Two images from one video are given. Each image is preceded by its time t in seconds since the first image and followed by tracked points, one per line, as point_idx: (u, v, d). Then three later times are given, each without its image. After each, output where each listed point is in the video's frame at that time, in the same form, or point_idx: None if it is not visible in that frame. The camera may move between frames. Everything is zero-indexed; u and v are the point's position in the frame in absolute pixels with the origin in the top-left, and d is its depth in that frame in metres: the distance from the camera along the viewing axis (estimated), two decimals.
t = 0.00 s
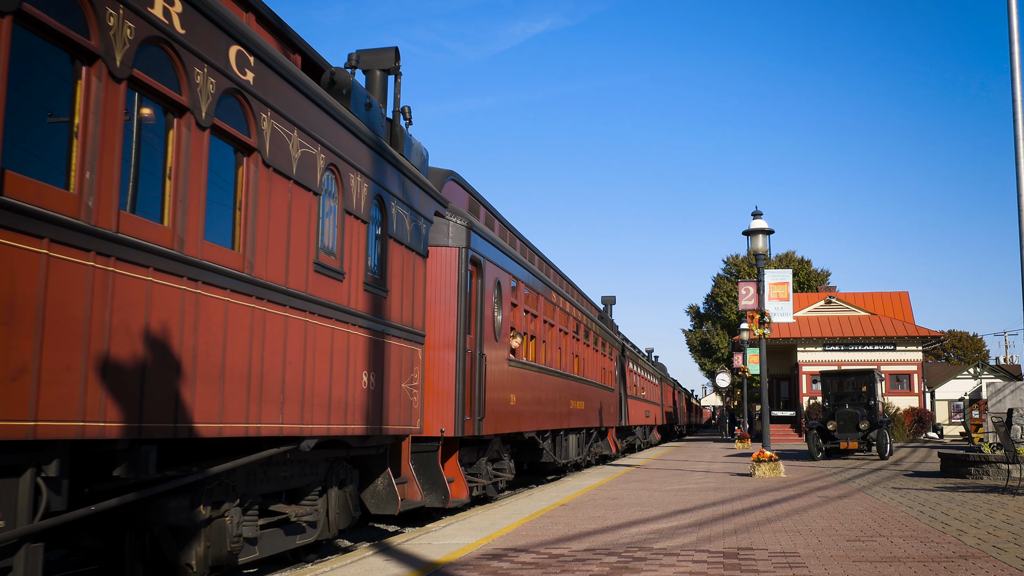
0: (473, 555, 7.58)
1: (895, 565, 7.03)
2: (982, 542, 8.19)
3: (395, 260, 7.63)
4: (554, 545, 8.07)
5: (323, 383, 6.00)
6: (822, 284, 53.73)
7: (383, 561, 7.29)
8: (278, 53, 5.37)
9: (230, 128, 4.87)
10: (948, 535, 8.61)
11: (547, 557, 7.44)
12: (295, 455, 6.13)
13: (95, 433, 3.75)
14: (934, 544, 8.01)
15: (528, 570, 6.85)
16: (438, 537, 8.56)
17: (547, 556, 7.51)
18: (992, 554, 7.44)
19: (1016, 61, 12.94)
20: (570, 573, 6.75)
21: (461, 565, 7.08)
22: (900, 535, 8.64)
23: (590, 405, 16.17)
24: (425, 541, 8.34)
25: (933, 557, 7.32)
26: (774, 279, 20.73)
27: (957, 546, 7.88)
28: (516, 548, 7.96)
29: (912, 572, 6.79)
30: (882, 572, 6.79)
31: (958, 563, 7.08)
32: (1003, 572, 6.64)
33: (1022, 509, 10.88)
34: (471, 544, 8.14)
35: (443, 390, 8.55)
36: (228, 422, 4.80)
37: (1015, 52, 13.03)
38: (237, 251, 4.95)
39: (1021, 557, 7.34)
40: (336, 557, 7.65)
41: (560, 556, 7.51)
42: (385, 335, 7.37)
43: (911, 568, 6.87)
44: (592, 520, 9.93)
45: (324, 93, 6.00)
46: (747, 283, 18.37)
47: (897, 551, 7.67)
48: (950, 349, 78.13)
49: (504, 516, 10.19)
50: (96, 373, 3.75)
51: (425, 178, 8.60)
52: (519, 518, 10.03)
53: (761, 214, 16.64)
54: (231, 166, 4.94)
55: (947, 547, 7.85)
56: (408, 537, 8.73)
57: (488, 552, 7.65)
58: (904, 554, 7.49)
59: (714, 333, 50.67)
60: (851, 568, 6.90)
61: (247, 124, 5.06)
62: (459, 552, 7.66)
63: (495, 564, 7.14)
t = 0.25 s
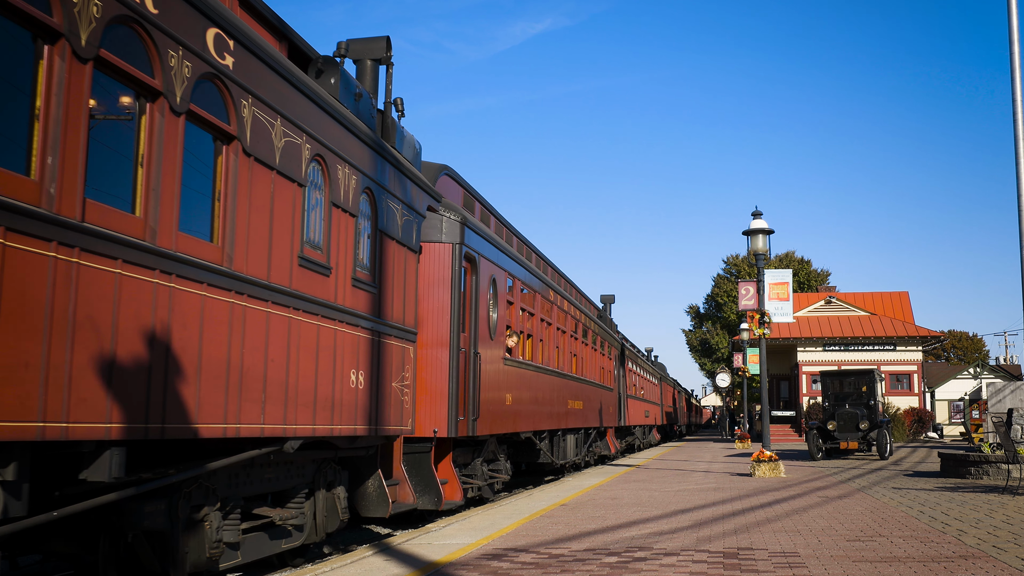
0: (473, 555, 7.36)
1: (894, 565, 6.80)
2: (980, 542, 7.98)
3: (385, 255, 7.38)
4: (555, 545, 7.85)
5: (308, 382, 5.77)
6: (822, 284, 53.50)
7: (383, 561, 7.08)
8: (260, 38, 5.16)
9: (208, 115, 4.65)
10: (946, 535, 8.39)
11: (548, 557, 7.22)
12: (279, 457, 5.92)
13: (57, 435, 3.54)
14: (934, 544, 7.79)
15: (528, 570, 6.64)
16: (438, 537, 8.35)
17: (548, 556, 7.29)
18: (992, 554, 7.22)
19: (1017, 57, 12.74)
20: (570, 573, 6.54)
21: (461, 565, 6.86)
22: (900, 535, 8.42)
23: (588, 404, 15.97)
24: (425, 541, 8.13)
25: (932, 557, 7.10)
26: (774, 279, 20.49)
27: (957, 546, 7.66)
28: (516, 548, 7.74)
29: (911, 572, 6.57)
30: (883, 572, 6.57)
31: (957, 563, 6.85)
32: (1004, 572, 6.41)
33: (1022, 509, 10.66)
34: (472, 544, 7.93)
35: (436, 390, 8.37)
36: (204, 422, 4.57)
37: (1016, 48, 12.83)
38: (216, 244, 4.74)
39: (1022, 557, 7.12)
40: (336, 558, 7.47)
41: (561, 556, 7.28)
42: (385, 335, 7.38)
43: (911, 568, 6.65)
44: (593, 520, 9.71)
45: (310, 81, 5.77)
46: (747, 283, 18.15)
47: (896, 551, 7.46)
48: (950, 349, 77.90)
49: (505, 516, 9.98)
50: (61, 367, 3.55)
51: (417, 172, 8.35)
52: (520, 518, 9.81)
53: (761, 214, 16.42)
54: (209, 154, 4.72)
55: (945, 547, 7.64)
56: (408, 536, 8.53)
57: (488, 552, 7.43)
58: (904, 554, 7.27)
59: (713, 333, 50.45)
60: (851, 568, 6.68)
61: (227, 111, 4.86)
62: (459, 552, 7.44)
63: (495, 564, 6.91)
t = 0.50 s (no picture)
0: (474, 555, 7.14)
1: (894, 565, 6.58)
2: (981, 542, 7.76)
3: (376, 250, 7.16)
4: (555, 545, 7.64)
5: (292, 380, 5.54)
6: (822, 284, 53.28)
7: (383, 561, 6.87)
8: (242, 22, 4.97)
9: (183, 101, 4.45)
10: (946, 535, 8.18)
11: (548, 557, 7.01)
12: (263, 458, 5.71)
13: (12, 436, 3.32)
14: (934, 544, 7.58)
15: (528, 570, 6.43)
16: (438, 537, 8.14)
17: (548, 556, 7.08)
18: (993, 554, 7.01)
19: (1018, 53, 12.53)
20: (570, 574, 6.33)
21: (460, 565, 6.63)
22: (899, 536, 8.21)
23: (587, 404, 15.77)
24: (425, 541, 7.91)
25: (932, 558, 6.88)
26: (774, 279, 20.27)
27: (956, 546, 7.45)
28: (516, 548, 7.53)
29: (912, 573, 6.35)
30: (883, 573, 6.35)
31: (960, 563, 6.63)
32: (1008, 573, 6.19)
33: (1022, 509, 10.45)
34: (472, 544, 7.71)
35: (429, 389, 8.18)
36: (179, 422, 4.34)
37: (1018, 43, 12.62)
38: (193, 235, 4.53)
39: None
40: (334, 559, 7.25)
41: (560, 556, 7.07)
42: (382, 334, 7.26)
43: (911, 568, 6.44)
44: (593, 520, 9.50)
45: (294, 68, 5.58)
46: (747, 283, 17.94)
47: (896, 551, 7.24)
48: (950, 349, 77.78)
49: (505, 516, 9.77)
50: (17, 364, 3.32)
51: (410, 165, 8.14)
52: (520, 518, 9.60)
53: (761, 212, 16.21)
54: (185, 141, 4.52)
55: (946, 547, 7.42)
56: (407, 536, 8.31)
57: (488, 552, 7.22)
58: (903, 554, 7.06)
59: (713, 333, 50.23)
60: (851, 569, 6.46)
61: (204, 98, 4.66)
62: (460, 552, 7.23)
63: (495, 564, 6.69)
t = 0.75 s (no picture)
0: (473, 555, 7.18)
1: (894, 565, 6.63)
2: (981, 542, 7.80)
3: (364, 243, 7.10)
4: (555, 545, 7.68)
5: (273, 377, 5.42)
6: (822, 284, 53.35)
7: (383, 561, 6.90)
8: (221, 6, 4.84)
9: (156, 86, 4.29)
10: (946, 535, 8.22)
11: (548, 557, 7.05)
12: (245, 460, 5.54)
13: None
14: (934, 544, 7.63)
15: (527, 570, 6.47)
16: (439, 537, 8.18)
17: (547, 556, 7.12)
18: (992, 554, 7.05)
19: (1017, 55, 12.59)
20: (570, 574, 6.37)
21: (460, 565, 6.68)
22: (900, 536, 8.25)
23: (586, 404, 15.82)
24: (425, 541, 7.95)
25: (933, 558, 6.93)
26: (774, 279, 20.33)
27: (956, 547, 7.49)
28: (516, 548, 7.57)
29: (912, 573, 6.39)
30: (883, 573, 6.40)
31: (959, 563, 6.67)
32: (1006, 572, 6.23)
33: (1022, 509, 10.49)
34: (472, 544, 7.75)
35: (422, 388, 8.21)
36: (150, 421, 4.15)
37: (1017, 46, 12.68)
38: (166, 226, 4.39)
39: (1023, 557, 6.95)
40: (334, 559, 7.28)
41: (560, 556, 7.12)
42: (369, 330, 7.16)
43: (911, 568, 6.48)
44: (593, 520, 9.55)
45: (276, 54, 5.47)
46: (747, 283, 17.98)
47: (897, 551, 7.29)
48: (950, 349, 77.84)
49: (505, 516, 9.81)
50: None
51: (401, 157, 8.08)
52: (520, 518, 9.64)
53: (760, 212, 16.24)
54: (159, 127, 4.37)
55: (946, 547, 7.47)
56: (407, 536, 8.35)
57: (488, 552, 7.26)
58: (903, 554, 7.10)
59: (713, 333, 50.26)
60: (852, 569, 6.51)
61: (180, 82, 4.52)
62: (460, 552, 7.27)
63: (495, 563, 6.74)
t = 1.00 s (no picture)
0: (473, 555, 7.20)
1: (894, 565, 6.65)
2: (981, 542, 7.82)
3: (352, 238, 6.83)
4: (555, 545, 7.70)
5: (253, 376, 5.14)
6: (822, 284, 53.39)
7: (383, 561, 6.93)
8: None
9: (126, 67, 4.01)
10: (946, 535, 8.24)
11: (548, 557, 7.07)
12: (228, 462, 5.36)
13: None
14: (934, 544, 7.65)
15: (527, 570, 6.49)
16: (439, 537, 8.20)
17: (548, 556, 7.14)
18: (992, 554, 7.07)
19: (1017, 56, 12.60)
20: (570, 574, 6.39)
21: (460, 565, 6.70)
22: (900, 536, 8.27)
23: (585, 404, 15.84)
24: (425, 541, 7.98)
25: (933, 558, 6.95)
26: (774, 279, 20.35)
27: (956, 547, 7.51)
28: (516, 548, 7.59)
29: (912, 572, 6.41)
30: (883, 572, 6.42)
31: (958, 563, 6.69)
32: (1006, 572, 6.25)
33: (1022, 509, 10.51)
34: (472, 544, 7.77)
35: (415, 387, 8.17)
36: (111, 422, 3.87)
37: (1017, 47, 12.69)
38: (138, 216, 4.12)
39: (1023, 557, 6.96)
40: (334, 559, 7.30)
41: (560, 556, 7.14)
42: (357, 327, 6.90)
43: (911, 569, 6.50)
44: (593, 520, 9.57)
45: (257, 38, 5.18)
46: (747, 283, 18.00)
47: (896, 551, 7.31)
48: (950, 349, 77.88)
49: (505, 516, 9.83)
50: None
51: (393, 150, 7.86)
52: (520, 518, 9.66)
53: (760, 213, 16.26)
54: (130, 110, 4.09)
55: (946, 547, 7.49)
56: (408, 536, 8.37)
57: (488, 552, 7.28)
58: (903, 554, 7.12)
59: (713, 333, 50.30)
60: (852, 568, 6.52)
61: (152, 64, 4.24)
62: (459, 552, 7.29)
63: (495, 563, 6.75)
